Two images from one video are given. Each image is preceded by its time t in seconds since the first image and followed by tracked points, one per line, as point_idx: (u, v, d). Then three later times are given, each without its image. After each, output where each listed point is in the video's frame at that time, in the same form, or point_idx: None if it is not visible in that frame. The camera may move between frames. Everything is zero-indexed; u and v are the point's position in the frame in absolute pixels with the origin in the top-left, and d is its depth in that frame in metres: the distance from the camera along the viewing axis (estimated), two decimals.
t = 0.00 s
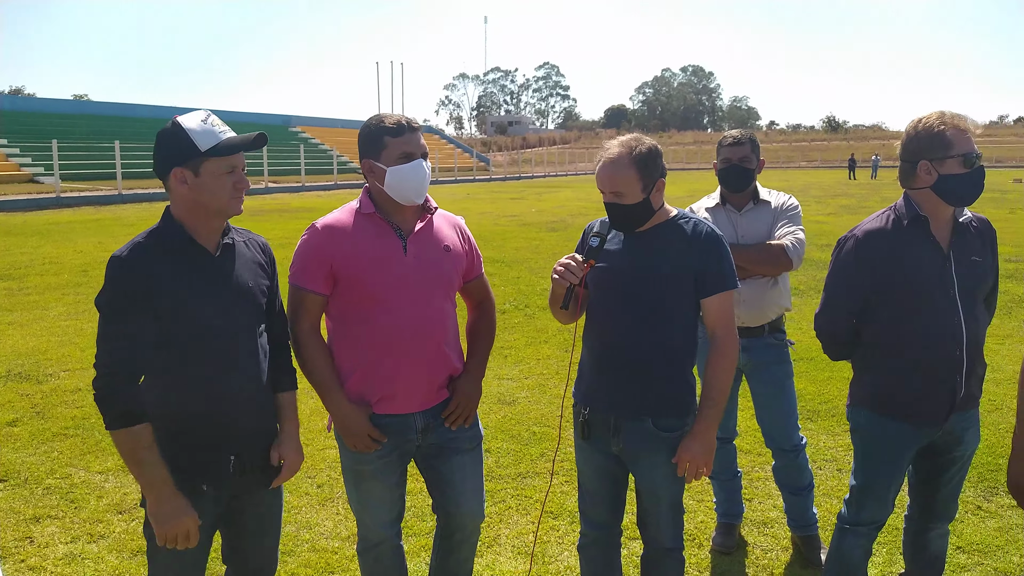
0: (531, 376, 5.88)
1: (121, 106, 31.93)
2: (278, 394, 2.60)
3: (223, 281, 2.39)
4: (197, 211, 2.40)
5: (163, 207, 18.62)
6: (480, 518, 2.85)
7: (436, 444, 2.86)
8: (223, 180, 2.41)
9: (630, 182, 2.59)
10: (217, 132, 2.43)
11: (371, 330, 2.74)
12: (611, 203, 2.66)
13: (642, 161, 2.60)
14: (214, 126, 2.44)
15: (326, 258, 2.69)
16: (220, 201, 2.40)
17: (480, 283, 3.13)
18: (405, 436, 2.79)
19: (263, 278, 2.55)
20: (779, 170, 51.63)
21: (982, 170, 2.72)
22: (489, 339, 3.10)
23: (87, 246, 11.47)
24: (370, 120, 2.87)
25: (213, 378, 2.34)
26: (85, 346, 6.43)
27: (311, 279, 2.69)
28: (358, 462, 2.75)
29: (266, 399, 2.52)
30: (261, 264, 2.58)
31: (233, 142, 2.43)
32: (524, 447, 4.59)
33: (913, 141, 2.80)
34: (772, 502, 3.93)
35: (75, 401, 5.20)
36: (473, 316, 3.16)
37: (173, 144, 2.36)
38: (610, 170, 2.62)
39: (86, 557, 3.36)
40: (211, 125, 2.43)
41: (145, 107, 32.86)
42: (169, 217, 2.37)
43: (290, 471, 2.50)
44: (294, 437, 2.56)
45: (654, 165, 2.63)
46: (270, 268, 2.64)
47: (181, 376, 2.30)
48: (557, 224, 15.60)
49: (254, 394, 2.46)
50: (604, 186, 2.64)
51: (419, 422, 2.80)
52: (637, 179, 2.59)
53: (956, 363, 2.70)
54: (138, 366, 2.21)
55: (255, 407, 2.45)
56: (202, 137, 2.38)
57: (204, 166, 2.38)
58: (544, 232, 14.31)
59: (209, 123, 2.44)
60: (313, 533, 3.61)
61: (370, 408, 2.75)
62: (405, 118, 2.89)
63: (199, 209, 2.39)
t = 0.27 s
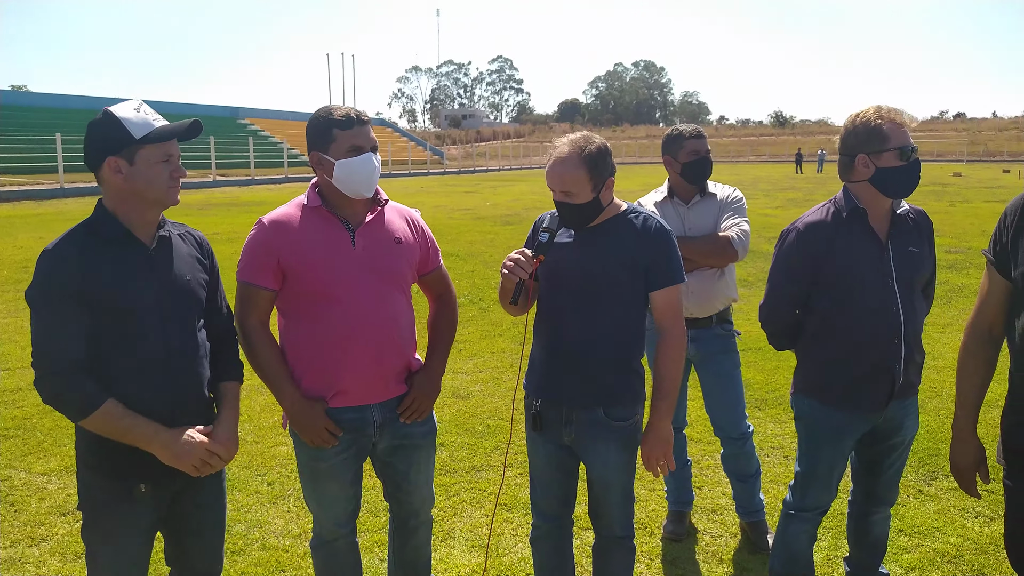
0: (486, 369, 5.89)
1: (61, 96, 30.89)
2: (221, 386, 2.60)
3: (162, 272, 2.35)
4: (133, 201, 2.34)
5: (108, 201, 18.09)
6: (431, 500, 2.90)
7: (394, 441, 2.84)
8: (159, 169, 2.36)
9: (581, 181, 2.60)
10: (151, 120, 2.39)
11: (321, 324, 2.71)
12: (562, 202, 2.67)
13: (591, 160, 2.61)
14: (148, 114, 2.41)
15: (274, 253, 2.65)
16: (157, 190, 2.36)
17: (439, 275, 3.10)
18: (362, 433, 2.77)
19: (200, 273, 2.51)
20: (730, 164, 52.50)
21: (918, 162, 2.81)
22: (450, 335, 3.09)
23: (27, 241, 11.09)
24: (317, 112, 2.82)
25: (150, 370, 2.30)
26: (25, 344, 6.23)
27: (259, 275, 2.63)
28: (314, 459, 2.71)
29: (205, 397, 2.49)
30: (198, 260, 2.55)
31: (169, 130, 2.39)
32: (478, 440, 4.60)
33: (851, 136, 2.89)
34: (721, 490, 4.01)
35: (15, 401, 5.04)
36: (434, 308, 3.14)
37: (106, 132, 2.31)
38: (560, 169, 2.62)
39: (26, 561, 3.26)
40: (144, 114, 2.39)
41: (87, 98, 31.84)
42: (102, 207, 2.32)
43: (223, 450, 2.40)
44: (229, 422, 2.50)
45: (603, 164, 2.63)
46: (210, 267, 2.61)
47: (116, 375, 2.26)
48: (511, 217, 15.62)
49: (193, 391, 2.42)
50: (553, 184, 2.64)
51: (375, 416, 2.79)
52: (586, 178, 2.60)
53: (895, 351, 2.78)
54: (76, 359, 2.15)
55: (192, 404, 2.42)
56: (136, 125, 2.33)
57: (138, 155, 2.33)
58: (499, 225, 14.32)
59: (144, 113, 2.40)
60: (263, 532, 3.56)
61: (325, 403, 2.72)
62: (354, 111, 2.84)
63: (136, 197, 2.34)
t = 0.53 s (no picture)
0: (451, 367, 5.87)
1: (13, 94, 30.06)
2: (177, 389, 2.55)
3: (115, 274, 2.31)
4: (84, 202, 2.28)
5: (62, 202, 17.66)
6: (392, 494, 2.88)
7: (364, 439, 2.82)
8: (112, 170, 2.30)
9: (541, 171, 2.60)
10: (105, 119, 2.33)
11: (292, 321, 2.66)
12: (523, 193, 2.66)
13: (552, 151, 2.62)
14: (103, 113, 2.35)
15: (242, 249, 2.59)
16: (108, 192, 2.30)
17: (404, 272, 3.05)
18: (335, 430, 2.74)
19: (153, 274, 2.46)
20: (694, 159, 53.04)
21: (871, 157, 2.85)
22: (417, 328, 3.05)
23: None
24: (286, 108, 2.79)
25: (103, 374, 2.25)
26: None
27: (227, 272, 2.58)
28: (286, 458, 2.67)
29: (161, 402, 2.44)
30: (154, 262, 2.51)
31: (123, 130, 2.34)
32: (443, 438, 4.59)
33: (806, 131, 2.92)
34: (685, 483, 4.05)
35: None
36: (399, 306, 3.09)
37: (58, 130, 2.26)
38: (521, 159, 2.62)
39: None
40: (98, 112, 2.33)
41: (40, 95, 31.03)
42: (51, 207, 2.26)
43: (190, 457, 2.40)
44: (194, 427, 2.48)
45: (563, 154, 2.65)
46: (165, 269, 2.56)
47: (69, 379, 2.20)
48: (476, 215, 15.59)
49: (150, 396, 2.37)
50: (515, 176, 2.64)
51: (348, 412, 2.77)
52: (547, 168, 2.60)
53: (849, 343, 2.83)
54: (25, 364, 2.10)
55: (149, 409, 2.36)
56: (89, 124, 2.28)
57: (90, 154, 2.27)
58: (464, 223, 14.28)
59: (99, 112, 2.34)
60: (225, 536, 3.51)
61: (297, 401, 2.67)
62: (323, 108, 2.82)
63: (86, 199, 2.28)
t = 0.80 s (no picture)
0: (415, 369, 5.85)
1: None
2: (133, 395, 2.47)
3: (69, 279, 2.25)
4: (37, 206, 2.23)
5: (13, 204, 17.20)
6: (354, 494, 2.87)
7: (332, 439, 2.80)
8: (66, 175, 2.26)
9: (501, 171, 2.61)
10: (62, 122, 2.28)
11: (261, 321, 2.61)
12: (482, 193, 2.66)
13: (511, 151, 2.62)
14: (60, 115, 2.30)
15: (210, 248, 2.53)
16: (62, 197, 2.25)
17: (368, 276, 3.03)
18: (303, 433, 2.69)
19: (109, 280, 2.40)
20: (657, 160, 53.57)
21: (824, 159, 2.90)
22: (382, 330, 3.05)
23: None
24: (256, 104, 2.75)
25: (55, 383, 2.20)
26: None
27: (194, 271, 2.52)
28: (251, 462, 2.61)
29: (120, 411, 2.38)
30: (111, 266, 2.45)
31: (80, 133, 2.29)
32: (408, 440, 4.57)
33: (761, 132, 2.97)
34: (649, 480, 4.09)
35: None
36: (363, 311, 3.06)
37: (11, 131, 2.20)
38: (481, 159, 2.62)
39: None
40: (55, 114, 2.28)
41: None
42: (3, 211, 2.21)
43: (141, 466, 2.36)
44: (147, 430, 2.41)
45: (523, 154, 2.65)
46: (121, 274, 2.50)
47: (20, 387, 2.15)
48: (440, 216, 15.54)
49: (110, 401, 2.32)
50: (475, 176, 2.64)
51: (316, 416, 2.73)
52: (506, 168, 2.61)
53: (806, 341, 2.89)
54: None
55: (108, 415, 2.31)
56: (45, 126, 2.22)
57: (44, 158, 2.22)
58: (427, 224, 14.24)
59: (56, 113, 2.29)
60: (185, 543, 3.45)
61: (264, 404, 2.63)
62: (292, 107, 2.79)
63: (40, 204, 2.23)
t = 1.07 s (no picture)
0: (385, 373, 5.82)
1: None
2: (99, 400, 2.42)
3: (31, 280, 2.20)
4: None
5: None
6: (324, 499, 2.85)
7: (302, 443, 2.76)
8: (27, 172, 2.21)
9: (468, 175, 2.61)
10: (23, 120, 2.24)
11: (232, 322, 2.58)
12: (449, 197, 2.67)
13: (478, 155, 2.63)
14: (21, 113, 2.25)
15: (180, 248, 2.50)
16: (23, 195, 2.20)
17: (339, 281, 3.02)
18: (271, 437, 2.66)
19: (75, 280, 2.36)
20: (627, 164, 53.96)
21: (786, 165, 2.96)
22: (353, 333, 3.01)
23: None
24: (235, 105, 2.72)
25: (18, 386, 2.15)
26: None
27: (163, 271, 2.48)
28: (219, 466, 2.58)
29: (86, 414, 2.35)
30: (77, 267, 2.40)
31: (41, 131, 2.25)
32: (377, 444, 4.54)
33: (725, 139, 3.02)
34: (617, 483, 4.11)
35: None
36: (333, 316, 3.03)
37: None
38: (448, 162, 2.62)
39: None
40: (16, 112, 2.23)
41: None
42: None
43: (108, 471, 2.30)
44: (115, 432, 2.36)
45: (490, 158, 2.66)
46: (88, 273, 2.45)
47: None
48: (411, 219, 15.49)
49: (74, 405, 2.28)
50: (442, 180, 2.64)
51: (286, 419, 2.69)
52: (473, 172, 2.62)
53: (771, 344, 2.93)
54: None
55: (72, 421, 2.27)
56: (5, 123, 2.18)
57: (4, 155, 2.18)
58: (398, 227, 14.18)
59: (17, 110, 2.25)
60: (149, 549, 3.39)
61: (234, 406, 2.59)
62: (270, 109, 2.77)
63: None
